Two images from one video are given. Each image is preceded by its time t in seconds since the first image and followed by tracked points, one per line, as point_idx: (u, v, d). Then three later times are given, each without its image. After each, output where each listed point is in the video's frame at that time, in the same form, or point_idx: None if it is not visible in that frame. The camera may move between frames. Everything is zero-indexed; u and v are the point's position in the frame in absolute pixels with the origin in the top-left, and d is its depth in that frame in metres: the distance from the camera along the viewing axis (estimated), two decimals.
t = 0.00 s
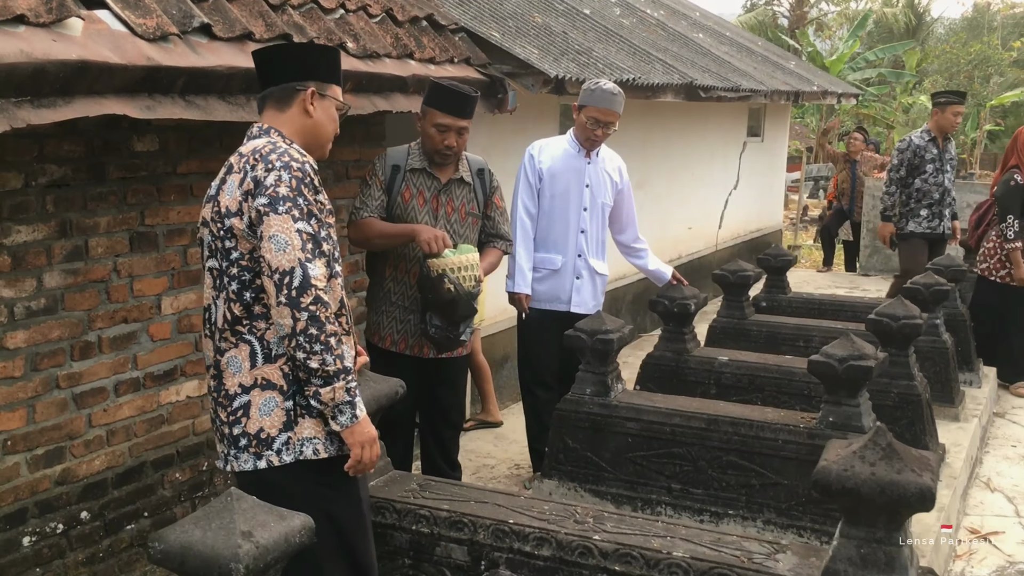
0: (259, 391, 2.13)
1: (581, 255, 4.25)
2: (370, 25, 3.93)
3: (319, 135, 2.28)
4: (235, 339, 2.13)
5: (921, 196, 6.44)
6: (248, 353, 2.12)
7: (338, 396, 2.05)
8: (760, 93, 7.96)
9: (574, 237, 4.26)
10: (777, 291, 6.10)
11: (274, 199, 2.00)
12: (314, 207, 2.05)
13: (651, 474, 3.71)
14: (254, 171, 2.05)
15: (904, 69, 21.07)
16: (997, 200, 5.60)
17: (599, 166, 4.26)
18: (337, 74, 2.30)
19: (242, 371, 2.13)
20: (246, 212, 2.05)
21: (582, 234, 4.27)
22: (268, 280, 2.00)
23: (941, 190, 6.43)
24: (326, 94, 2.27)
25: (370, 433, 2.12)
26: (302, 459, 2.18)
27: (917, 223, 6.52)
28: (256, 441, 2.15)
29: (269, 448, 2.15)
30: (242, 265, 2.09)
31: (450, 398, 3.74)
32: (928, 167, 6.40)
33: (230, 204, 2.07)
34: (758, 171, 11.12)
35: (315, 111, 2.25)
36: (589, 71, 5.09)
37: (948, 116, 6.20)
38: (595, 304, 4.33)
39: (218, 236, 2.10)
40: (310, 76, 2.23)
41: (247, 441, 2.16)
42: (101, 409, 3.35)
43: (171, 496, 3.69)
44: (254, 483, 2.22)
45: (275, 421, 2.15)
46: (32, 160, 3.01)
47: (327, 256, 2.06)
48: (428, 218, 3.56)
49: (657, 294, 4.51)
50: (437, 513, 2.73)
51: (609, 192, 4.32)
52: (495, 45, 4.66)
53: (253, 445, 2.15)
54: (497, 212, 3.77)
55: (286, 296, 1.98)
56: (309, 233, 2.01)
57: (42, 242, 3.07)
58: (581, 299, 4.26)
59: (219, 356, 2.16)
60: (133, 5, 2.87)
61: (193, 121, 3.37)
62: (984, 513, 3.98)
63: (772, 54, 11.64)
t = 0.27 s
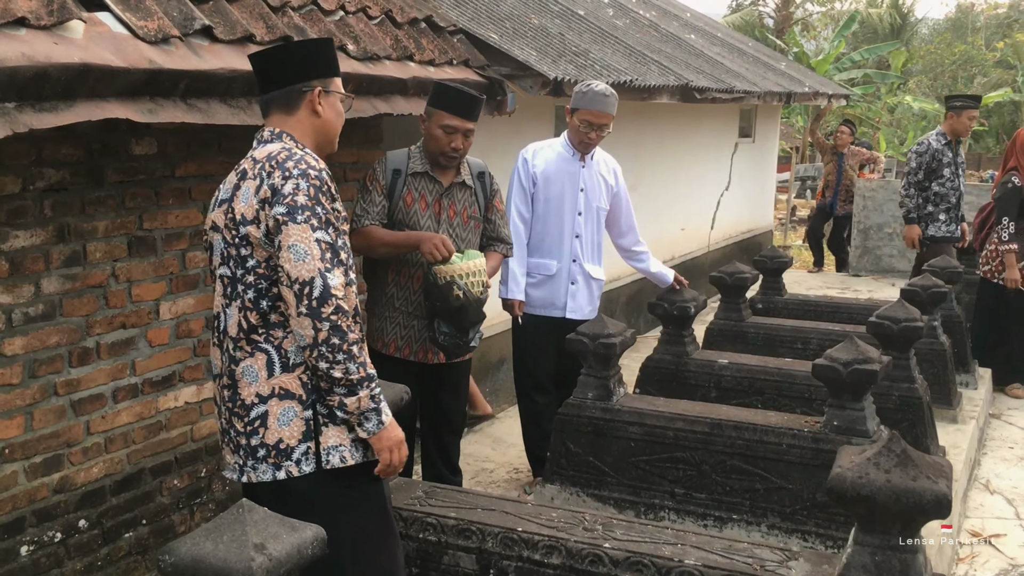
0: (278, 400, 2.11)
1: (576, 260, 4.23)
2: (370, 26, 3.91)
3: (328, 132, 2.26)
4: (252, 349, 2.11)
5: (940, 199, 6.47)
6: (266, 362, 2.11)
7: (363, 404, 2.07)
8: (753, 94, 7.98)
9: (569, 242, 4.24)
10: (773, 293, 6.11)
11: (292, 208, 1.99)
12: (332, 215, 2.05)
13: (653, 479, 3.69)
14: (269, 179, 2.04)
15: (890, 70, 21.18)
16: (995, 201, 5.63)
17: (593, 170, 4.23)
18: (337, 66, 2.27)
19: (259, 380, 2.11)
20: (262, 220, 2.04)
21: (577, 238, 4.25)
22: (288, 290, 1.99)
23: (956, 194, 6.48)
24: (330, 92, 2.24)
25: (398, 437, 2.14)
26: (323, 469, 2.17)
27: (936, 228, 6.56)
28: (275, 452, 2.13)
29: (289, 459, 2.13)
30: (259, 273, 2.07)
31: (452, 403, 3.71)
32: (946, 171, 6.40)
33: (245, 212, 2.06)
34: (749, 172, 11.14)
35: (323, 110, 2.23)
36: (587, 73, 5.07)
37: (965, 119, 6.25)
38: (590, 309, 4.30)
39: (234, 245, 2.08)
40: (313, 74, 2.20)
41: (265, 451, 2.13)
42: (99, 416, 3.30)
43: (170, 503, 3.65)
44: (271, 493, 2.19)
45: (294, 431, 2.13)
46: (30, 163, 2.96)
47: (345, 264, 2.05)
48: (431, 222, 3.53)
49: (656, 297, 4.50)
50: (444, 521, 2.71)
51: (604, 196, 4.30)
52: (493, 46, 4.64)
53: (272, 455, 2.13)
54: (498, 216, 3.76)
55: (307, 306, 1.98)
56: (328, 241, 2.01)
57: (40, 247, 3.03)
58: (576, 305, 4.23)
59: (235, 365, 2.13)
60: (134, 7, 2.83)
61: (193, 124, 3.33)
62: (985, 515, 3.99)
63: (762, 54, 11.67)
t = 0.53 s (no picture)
0: (309, 407, 2.10)
1: (564, 265, 4.21)
2: (364, 28, 3.89)
3: (333, 131, 2.25)
4: (281, 356, 2.09)
5: (965, 207, 6.41)
6: (297, 368, 2.09)
7: (402, 406, 2.08)
8: (742, 95, 8.00)
9: (558, 247, 4.23)
10: (765, 293, 6.12)
11: (325, 215, 1.99)
12: (360, 221, 2.07)
13: (651, 481, 3.69)
14: (296, 186, 2.02)
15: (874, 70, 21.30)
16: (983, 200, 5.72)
17: (584, 173, 4.21)
18: (337, 61, 2.24)
19: (290, 387, 2.10)
20: (292, 229, 2.02)
21: (566, 243, 4.24)
22: (324, 297, 2.00)
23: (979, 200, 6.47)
24: (334, 90, 2.23)
25: (431, 438, 2.15)
26: (350, 474, 2.17)
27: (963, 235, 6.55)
28: (304, 459, 2.11)
29: (318, 465, 2.12)
30: (289, 281, 2.06)
31: (449, 406, 3.68)
32: (968, 178, 6.38)
33: (268, 221, 2.03)
34: (737, 173, 11.17)
35: (328, 108, 2.22)
36: (580, 74, 5.07)
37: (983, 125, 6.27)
38: (579, 314, 4.27)
39: (259, 254, 2.05)
40: (317, 73, 2.18)
41: (294, 459, 2.11)
42: (92, 422, 3.26)
43: (164, 509, 3.60)
44: (293, 502, 2.17)
45: (324, 437, 2.12)
46: (22, 167, 2.92)
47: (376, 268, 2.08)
48: (427, 225, 3.51)
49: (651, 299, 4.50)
50: (445, 526, 2.69)
51: (595, 200, 4.28)
52: (487, 48, 4.63)
53: (302, 462, 2.11)
54: (494, 217, 3.75)
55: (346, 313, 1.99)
56: (361, 247, 2.03)
57: (32, 251, 2.99)
58: (563, 310, 4.20)
59: (264, 374, 2.10)
60: (128, 9, 2.81)
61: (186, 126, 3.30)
62: (980, 515, 4.00)
63: (750, 55, 11.71)
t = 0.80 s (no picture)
0: (325, 413, 2.08)
1: (549, 272, 4.16)
2: (355, 30, 3.87)
3: (338, 132, 2.24)
4: (297, 363, 2.08)
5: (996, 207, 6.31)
6: (313, 375, 2.08)
7: (419, 412, 2.08)
8: (730, 96, 8.03)
9: (542, 253, 4.19)
10: (755, 294, 6.14)
11: (339, 222, 1.96)
12: (372, 226, 2.04)
13: (646, 483, 3.69)
14: (308, 194, 2.00)
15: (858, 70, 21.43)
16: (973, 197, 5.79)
17: (572, 179, 4.17)
18: (338, 59, 2.22)
19: (307, 394, 2.08)
20: (306, 237, 1.99)
21: (551, 249, 4.19)
22: (340, 305, 1.98)
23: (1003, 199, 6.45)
24: (338, 91, 2.21)
25: (447, 443, 2.16)
26: (366, 480, 2.16)
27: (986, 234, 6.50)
28: (321, 465, 2.09)
29: (335, 472, 2.10)
30: (304, 289, 2.04)
31: (444, 409, 3.67)
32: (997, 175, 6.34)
33: (281, 229, 2.01)
34: (725, 173, 11.20)
35: (332, 111, 2.20)
36: (571, 76, 5.07)
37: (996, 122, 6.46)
38: (565, 322, 4.21)
39: (272, 262, 2.03)
40: (320, 74, 2.15)
41: (310, 466, 2.09)
42: (84, 430, 3.22)
43: (156, 516, 3.57)
44: (308, 509, 2.15)
45: (341, 444, 2.11)
46: (12, 172, 2.89)
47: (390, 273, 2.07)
48: (421, 230, 3.49)
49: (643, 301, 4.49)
50: (443, 532, 2.68)
51: (584, 207, 4.21)
52: (478, 50, 4.62)
53: (318, 469, 2.09)
54: (488, 221, 3.75)
55: (363, 320, 1.98)
56: (375, 252, 2.01)
57: (22, 257, 2.95)
58: (547, 317, 4.14)
59: (280, 382, 2.09)
60: (119, 12, 2.79)
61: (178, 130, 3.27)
62: (973, 514, 4.02)
63: (736, 56, 11.75)
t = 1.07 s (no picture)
0: (329, 421, 2.06)
1: (541, 278, 4.14)
2: (350, 33, 3.85)
3: (347, 136, 2.22)
4: (302, 369, 2.06)
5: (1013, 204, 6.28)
6: (318, 382, 2.06)
7: (423, 423, 2.05)
8: (722, 97, 8.03)
9: (535, 260, 4.16)
10: (749, 295, 6.15)
11: (345, 228, 1.94)
12: (379, 233, 2.02)
13: (644, 487, 3.69)
14: (314, 200, 1.98)
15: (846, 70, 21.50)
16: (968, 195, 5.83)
17: (565, 184, 4.14)
18: (348, 64, 2.20)
19: (311, 402, 2.06)
20: (312, 243, 1.98)
21: (544, 255, 4.17)
22: (346, 312, 1.96)
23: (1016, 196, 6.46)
24: (348, 96, 2.19)
25: (451, 457, 2.12)
26: (369, 489, 2.14)
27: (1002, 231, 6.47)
28: (323, 474, 2.07)
29: (338, 481, 2.08)
30: (310, 296, 2.03)
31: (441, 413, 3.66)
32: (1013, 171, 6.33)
33: (287, 235, 2.00)
34: (716, 173, 11.22)
35: (342, 115, 2.18)
36: (564, 77, 5.06)
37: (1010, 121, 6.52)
38: (557, 330, 4.17)
39: (278, 268, 2.02)
40: (330, 79, 2.13)
41: (313, 474, 2.07)
42: (77, 437, 3.19)
43: (151, 523, 3.54)
44: (310, 518, 2.14)
45: (344, 453, 2.09)
46: (5, 177, 2.86)
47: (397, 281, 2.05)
48: (418, 233, 3.47)
49: (639, 304, 4.49)
50: (443, 539, 2.66)
51: (578, 212, 4.18)
52: (472, 52, 4.60)
53: (320, 478, 2.07)
54: (485, 223, 3.74)
55: (368, 328, 1.96)
56: (381, 260, 1.99)
57: (15, 263, 2.92)
58: (540, 324, 4.10)
59: (284, 389, 2.08)
60: (113, 16, 2.77)
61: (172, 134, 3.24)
62: (969, 515, 4.03)
63: (727, 56, 11.76)
